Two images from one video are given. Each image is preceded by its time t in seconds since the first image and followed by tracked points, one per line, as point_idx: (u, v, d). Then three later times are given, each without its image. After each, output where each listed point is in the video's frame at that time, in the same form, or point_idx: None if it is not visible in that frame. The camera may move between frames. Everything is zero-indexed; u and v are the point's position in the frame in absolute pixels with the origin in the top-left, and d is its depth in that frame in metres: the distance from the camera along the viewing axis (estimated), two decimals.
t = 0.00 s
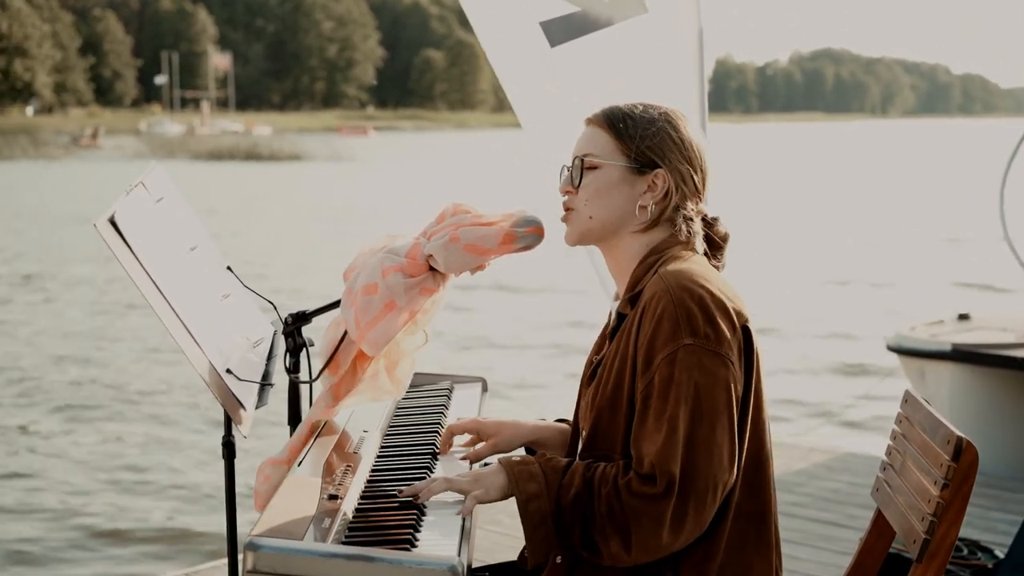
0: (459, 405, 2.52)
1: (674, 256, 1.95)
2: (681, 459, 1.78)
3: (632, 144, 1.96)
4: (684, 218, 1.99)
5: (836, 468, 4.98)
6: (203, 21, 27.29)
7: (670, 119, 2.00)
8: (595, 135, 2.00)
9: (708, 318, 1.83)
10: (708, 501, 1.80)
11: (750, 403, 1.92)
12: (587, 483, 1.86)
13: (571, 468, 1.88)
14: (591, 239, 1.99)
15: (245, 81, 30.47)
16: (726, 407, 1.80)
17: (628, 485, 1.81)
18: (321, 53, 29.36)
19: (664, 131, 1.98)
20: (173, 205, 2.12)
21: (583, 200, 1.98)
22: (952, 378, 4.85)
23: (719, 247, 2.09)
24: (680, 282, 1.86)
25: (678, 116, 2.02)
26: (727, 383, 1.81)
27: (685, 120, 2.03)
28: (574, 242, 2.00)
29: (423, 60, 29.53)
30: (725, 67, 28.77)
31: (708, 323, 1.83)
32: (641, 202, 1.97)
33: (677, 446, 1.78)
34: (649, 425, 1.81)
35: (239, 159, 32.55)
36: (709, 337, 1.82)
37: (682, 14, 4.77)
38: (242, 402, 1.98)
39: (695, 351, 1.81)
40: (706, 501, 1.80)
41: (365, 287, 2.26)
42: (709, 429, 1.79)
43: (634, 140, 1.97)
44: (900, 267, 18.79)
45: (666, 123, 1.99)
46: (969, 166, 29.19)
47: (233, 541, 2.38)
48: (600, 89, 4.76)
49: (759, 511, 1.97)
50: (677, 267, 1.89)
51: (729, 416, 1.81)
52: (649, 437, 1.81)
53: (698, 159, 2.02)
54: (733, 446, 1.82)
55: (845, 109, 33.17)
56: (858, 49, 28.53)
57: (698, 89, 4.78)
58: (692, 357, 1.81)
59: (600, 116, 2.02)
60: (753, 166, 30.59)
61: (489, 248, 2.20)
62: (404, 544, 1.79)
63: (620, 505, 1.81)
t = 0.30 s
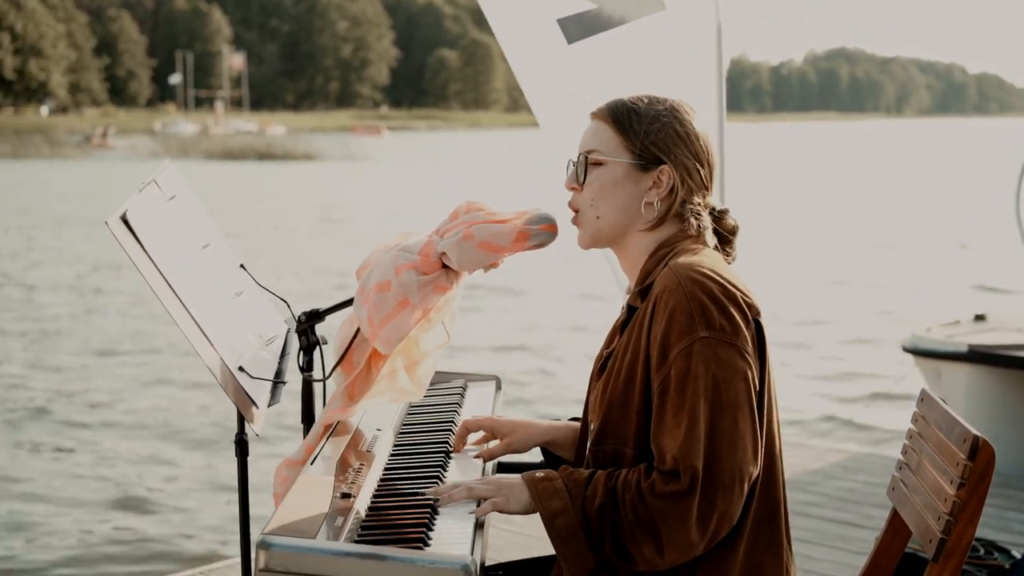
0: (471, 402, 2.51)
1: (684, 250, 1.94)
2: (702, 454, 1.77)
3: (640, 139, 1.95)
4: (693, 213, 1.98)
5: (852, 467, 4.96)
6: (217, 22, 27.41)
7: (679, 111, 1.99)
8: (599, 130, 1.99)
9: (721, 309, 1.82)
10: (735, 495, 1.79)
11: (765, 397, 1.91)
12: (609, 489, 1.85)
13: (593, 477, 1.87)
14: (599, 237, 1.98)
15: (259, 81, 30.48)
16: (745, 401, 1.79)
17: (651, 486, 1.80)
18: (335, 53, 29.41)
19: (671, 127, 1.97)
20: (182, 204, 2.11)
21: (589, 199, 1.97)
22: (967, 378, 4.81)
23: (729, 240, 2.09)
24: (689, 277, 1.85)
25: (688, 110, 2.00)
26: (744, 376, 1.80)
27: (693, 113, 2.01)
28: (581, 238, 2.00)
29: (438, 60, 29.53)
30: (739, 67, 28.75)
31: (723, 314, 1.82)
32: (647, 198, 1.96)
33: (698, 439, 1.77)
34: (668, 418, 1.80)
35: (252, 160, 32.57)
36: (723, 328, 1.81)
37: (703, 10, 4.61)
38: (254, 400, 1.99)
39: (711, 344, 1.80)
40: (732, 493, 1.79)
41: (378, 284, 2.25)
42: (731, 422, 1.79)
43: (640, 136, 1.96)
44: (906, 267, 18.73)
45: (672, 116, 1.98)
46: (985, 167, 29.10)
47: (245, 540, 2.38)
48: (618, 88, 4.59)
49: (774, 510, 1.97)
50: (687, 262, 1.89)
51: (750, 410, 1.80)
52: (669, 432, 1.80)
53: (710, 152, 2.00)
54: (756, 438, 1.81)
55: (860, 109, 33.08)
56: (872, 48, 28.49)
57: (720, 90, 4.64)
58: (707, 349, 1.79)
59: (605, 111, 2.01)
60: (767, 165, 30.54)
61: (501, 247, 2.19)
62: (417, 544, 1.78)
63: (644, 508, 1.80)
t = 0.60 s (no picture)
0: (489, 403, 2.51)
1: (705, 253, 1.93)
2: (722, 458, 1.77)
3: (658, 140, 1.95)
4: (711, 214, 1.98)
5: (869, 468, 4.95)
6: (233, 22, 27.53)
7: (699, 110, 1.98)
8: (618, 132, 1.98)
9: (741, 315, 1.82)
10: (754, 501, 1.78)
11: (787, 400, 1.90)
12: (629, 487, 1.84)
13: (613, 473, 1.87)
14: (617, 235, 1.98)
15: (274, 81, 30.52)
16: (764, 406, 1.79)
17: (670, 486, 1.79)
18: (350, 53, 29.48)
19: (690, 128, 1.96)
20: (204, 203, 2.11)
21: (607, 199, 1.97)
22: (985, 378, 4.78)
23: (748, 241, 2.08)
24: (709, 281, 1.85)
25: (707, 110, 2.00)
26: (763, 381, 1.79)
27: (711, 111, 2.01)
28: (601, 237, 1.99)
29: (452, 60, 29.58)
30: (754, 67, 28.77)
31: (741, 319, 1.82)
32: (666, 200, 1.96)
33: (715, 444, 1.76)
34: (686, 422, 1.80)
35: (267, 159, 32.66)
36: (743, 334, 1.80)
37: (718, 10, 4.47)
38: (275, 399, 1.99)
39: (730, 349, 1.79)
40: (752, 499, 1.78)
41: (397, 285, 2.25)
42: (751, 431, 1.78)
43: (661, 137, 1.95)
44: (911, 268, 18.66)
45: (690, 115, 1.97)
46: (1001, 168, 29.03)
47: (263, 539, 2.38)
48: (632, 88, 4.49)
49: (794, 515, 1.97)
50: (707, 266, 1.88)
51: (769, 415, 1.79)
52: (687, 436, 1.79)
53: (729, 152, 2.00)
54: (776, 443, 1.80)
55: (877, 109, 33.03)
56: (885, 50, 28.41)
57: (737, 89, 4.46)
58: (727, 355, 1.79)
59: (621, 112, 2.00)
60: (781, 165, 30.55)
61: (521, 246, 2.19)
62: (437, 544, 1.78)
63: (662, 508, 1.79)
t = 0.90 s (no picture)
0: (508, 404, 2.51)
1: (723, 255, 1.94)
2: (731, 461, 1.77)
3: (677, 142, 1.94)
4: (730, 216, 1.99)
5: (886, 470, 4.94)
6: (248, 23, 27.59)
7: (717, 111, 1.98)
8: (636, 136, 1.97)
9: (755, 317, 1.82)
10: (764, 503, 1.78)
11: (800, 402, 1.91)
12: (639, 484, 1.85)
13: (625, 468, 1.87)
14: (640, 240, 1.98)
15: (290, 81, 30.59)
16: (775, 410, 1.78)
17: (680, 488, 1.79)
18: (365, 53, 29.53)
19: (708, 128, 1.95)
20: (225, 204, 2.12)
21: (631, 206, 1.97)
22: (1004, 378, 4.71)
23: (766, 239, 2.09)
24: (724, 283, 1.85)
25: (724, 109, 1.99)
26: (776, 384, 1.79)
27: (726, 111, 2.01)
28: (622, 240, 1.99)
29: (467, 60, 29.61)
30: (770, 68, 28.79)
31: (755, 322, 1.81)
32: (688, 204, 1.96)
33: (725, 444, 1.77)
34: (698, 422, 1.79)
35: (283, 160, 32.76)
36: (758, 337, 1.80)
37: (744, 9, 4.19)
38: (295, 401, 2.00)
39: (743, 352, 1.79)
40: (761, 502, 1.78)
41: (417, 286, 2.26)
42: (760, 433, 1.78)
43: (681, 140, 1.95)
44: (925, 269, 18.64)
45: (708, 115, 1.96)
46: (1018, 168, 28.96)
47: (284, 539, 2.39)
48: (659, 88, 4.17)
49: (807, 515, 1.97)
50: (723, 268, 1.88)
51: (781, 417, 1.79)
52: (699, 436, 1.79)
53: (745, 153, 2.00)
54: (786, 447, 1.80)
55: (894, 110, 33.00)
56: (901, 51, 28.39)
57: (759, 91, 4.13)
58: (740, 358, 1.79)
59: (637, 115, 1.99)
60: (796, 165, 30.54)
61: (541, 248, 2.19)
62: (455, 545, 1.78)
63: (671, 508, 1.80)
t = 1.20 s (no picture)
0: (523, 404, 2.51)
1: (740, 256, 1.94)
2: (756, 458, 1.77)
3: (695, 145, 1.95)
4: (748, 216, 1.99)
5: (901, 473, 4.93)
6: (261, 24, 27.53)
7: (728, 111, 1.99)
8: (650, 141, 1.97)
9: (777, 316, 1.82)
10: (791, 501, 1.78)
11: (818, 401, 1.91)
12: (663, 492, 1.85)
13: (648, 479, 1.87)
14: (660, 243, 1.99)
15: (303, 82, 30.60)
16: (799, 409, 1.79)
17: (705, 489, 1.80)
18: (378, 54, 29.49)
19: (723, 129, 1.97)
20: (241, 205, 2.12)
21: (651, 211, 1.97)
22: (1017, 380, 4.69)
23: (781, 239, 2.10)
24: (745, 284, 1.85)
25: (735, 110, 2.00)
26: (798, 381, 1.80)
27: (737, 111, 2.01)
28: (639, 244, 1.99)
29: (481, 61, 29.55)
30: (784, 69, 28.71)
31: (777, 321, 1.81)
32: (709, 205, 1.96)
33: (751, 442, 1.76)
34: (722, 421, 1.79)
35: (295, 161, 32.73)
36: (779, 335, 1.80)
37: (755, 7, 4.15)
38: (313, 401, 2.01)
39: (765, 350, 1.79)
40: (788, 499, 1.78)
41: (433, 287, 2.27)
42: (784, 431, 1.78)
43: (696, 141, 1.95)
44: (941, 271, 18.55)
45: (718, 115, 1.97)
46: None
47: (299, 544, 2.40)
48: (673, 89, 4.15)
49: (824, 514, 1.97)
50: (743, 269, 1.88)
51: (804, 417, 1.79)
52: (723, 434, 1.79)
53: (756, 151, 2.01)
54: (811, 444, 1.80)
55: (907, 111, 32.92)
56: (917, 51, 28.18)
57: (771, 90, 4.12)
58: (762, 357, 1.79)
59: (649, 117, 1.99)
60: (812, 166, 30.33)
61: (557, 249, 2.19)
62: (473, 546, 1.78)
63: (698, 510, 1.80)
